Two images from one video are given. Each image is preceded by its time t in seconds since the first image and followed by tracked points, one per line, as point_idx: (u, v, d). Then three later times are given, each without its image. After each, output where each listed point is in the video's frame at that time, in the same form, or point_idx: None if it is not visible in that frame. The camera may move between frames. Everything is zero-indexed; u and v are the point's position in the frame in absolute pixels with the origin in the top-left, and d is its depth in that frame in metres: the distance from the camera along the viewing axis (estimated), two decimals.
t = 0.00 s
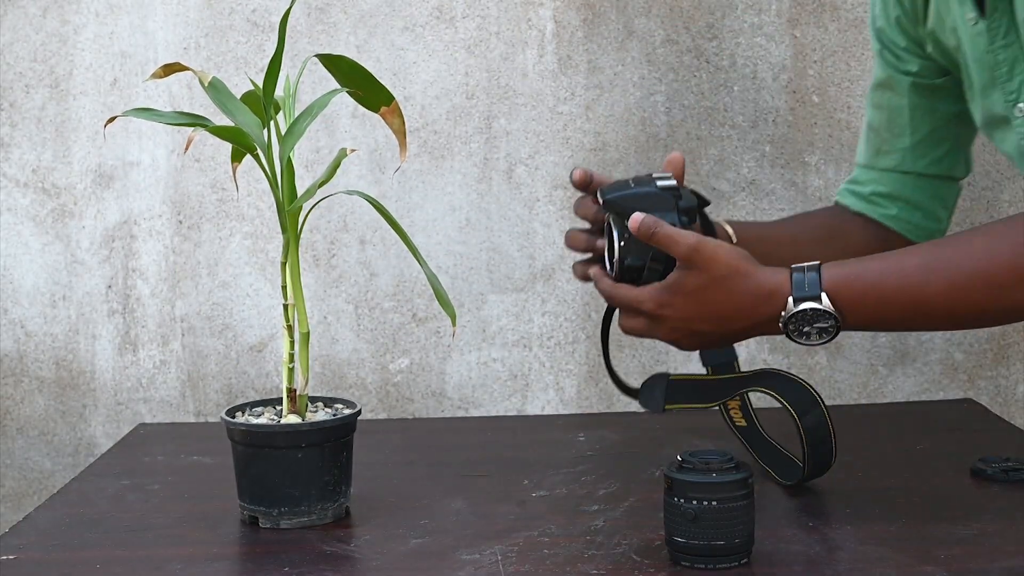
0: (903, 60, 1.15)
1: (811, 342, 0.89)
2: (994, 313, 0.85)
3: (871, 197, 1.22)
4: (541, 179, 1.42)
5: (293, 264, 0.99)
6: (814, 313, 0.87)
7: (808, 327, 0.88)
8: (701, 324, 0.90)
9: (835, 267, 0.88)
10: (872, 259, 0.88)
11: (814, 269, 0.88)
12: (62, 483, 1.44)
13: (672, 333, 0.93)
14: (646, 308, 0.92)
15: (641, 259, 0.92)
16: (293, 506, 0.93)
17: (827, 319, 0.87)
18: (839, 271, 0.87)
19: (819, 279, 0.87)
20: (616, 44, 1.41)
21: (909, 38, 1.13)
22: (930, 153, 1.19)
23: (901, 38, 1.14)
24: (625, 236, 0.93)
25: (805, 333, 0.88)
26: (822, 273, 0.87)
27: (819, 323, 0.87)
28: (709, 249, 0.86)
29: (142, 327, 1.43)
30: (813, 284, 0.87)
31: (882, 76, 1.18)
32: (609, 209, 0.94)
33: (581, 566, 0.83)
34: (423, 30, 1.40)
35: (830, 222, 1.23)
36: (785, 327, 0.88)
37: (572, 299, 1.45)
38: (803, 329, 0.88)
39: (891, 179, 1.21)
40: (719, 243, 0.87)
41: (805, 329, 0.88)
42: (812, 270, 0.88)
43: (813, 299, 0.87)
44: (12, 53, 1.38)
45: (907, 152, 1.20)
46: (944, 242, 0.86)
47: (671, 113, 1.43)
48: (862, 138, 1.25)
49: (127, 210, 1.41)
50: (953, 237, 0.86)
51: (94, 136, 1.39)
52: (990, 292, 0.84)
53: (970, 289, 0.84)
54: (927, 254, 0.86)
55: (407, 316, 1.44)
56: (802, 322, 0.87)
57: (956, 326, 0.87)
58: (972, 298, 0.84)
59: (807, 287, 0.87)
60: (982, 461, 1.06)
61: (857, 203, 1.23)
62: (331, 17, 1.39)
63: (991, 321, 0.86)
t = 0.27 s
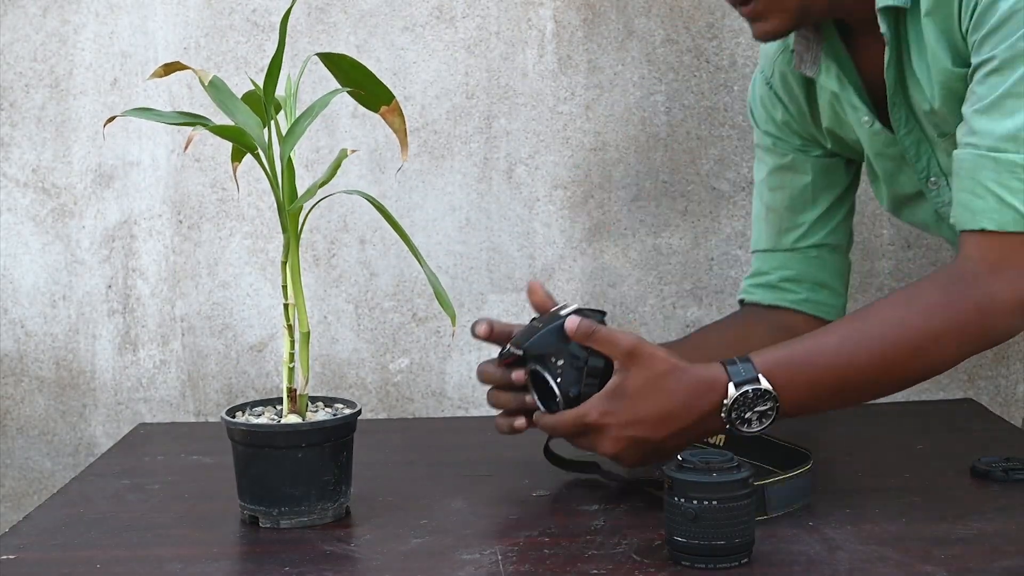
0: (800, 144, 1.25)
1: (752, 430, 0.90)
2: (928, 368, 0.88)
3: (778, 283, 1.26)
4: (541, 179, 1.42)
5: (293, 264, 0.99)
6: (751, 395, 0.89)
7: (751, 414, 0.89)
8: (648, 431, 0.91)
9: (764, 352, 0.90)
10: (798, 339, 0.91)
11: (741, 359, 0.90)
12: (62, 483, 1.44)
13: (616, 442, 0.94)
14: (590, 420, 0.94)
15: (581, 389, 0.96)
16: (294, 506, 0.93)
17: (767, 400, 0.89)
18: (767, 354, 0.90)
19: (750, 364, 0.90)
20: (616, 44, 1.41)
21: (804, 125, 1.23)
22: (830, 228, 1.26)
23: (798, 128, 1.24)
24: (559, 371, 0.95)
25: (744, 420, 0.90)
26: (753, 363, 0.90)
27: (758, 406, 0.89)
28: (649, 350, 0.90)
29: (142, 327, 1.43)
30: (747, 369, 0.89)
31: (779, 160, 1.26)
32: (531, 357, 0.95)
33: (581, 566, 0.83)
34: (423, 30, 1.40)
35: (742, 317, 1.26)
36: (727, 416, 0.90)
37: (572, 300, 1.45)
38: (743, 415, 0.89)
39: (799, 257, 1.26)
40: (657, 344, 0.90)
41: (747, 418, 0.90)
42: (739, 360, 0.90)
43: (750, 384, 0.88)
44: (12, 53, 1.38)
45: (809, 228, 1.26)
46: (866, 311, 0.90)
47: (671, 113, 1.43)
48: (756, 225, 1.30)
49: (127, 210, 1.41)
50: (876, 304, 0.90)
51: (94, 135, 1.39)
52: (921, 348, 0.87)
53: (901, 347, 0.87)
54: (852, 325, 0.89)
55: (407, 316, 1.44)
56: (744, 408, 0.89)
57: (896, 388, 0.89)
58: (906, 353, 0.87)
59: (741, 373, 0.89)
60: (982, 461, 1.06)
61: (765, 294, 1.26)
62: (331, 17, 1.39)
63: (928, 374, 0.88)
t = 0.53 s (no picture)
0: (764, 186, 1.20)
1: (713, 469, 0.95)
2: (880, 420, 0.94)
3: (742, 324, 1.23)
4: (541, 179, 1.42)
5: (293, 265, 0.99)
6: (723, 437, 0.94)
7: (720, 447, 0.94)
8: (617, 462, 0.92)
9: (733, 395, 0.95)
10: (766, 386, 0.96)
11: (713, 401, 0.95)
12: (62, 483, 1.44)
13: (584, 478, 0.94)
14: (556, 455, 0.94)
15: (545, 412, 0.96)
16: (294, 505, 0.93)
17: (737, 443, 0.94)
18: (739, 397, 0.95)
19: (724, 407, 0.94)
20: (616, 44, 1.41)
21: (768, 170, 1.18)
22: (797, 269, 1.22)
23: (763, 172, 1.19)
24: (524, 392, 0.96)
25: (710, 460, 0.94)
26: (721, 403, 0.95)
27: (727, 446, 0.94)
28: (618, 380, 0.93)
29: (142, 327, 1.43)
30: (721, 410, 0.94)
31: (741, 203, 1.21)
32: (497, 372, 0.96)
33: (581, 566, 0.83)
34: (423, 30, 1.40)
35: (698, 362, 1.23)
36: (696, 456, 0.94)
37: (572, 300, 1.45)
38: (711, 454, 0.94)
39: (765, 298, 1.22)
40: (625, 376, 0.94)
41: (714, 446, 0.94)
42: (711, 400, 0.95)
43: (723, 426, 0.93)
44: (12, 53, 1.38)
45: (772, 270, 1.22)
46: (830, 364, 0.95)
47: (671, 113, 1.43)
48: (717, 265, 1.26)
49: (127, 210, 1.41)
50: (839, 357, 0.96)
51: (94, 136, 1.39)
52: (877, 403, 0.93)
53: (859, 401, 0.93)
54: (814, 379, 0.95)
55: (407, 316, 1.44)
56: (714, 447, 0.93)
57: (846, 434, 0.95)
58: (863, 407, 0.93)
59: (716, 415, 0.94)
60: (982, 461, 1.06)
61: (729, 335, 1.23)
62: (331, 17, 1.39)
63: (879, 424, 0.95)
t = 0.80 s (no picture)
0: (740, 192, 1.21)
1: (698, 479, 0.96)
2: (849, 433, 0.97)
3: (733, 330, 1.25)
4: (541, 179, 1.42)
5: (293, 264, 0.99)
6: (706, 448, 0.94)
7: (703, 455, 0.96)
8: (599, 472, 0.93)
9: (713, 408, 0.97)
10: (745, 399, 0.98)
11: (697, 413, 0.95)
12: (62, 484, 1.44)
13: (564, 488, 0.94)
14: (537, 465, 0.94)
15: (527, 418, 0.97)
16: (294, 506, 0.93)
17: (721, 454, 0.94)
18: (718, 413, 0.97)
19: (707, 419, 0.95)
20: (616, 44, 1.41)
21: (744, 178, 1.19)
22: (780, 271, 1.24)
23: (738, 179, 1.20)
24: (507, 396, 0.97)
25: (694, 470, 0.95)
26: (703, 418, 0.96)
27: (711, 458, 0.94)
28: (599, 390, 0.94)
29: (142, 328, 1.43)
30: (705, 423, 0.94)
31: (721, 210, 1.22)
32: (485, 374, 0.98)
33: (581, 566, 0.83)
34: (423, 30, 1.40)
35: (693, 362, 1.25)
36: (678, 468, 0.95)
37: (572, 300, 1.45)
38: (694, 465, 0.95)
39: (755, 302, 1.24)
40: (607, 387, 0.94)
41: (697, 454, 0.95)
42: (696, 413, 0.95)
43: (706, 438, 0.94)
44: (12, 53, 1.38)
45: (758, 273, 1.24)
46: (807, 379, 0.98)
47: (671, 113, 1.43)
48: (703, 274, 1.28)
49: (127, 210, 1.41)
50: (816, 369, 0.98)
51: (94, 136, 1.39)
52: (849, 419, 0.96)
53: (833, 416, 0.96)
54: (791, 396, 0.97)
55: (407, 316, 1.44)
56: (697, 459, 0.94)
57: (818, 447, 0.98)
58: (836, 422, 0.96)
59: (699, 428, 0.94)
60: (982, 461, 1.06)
61: (720, 339, 1.25)
62: (331, 17, 1.39)
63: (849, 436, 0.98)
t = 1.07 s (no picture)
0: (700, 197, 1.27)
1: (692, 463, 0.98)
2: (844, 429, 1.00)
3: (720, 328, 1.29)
4: (541, 179, 1.42)
5: (293, 264, 0.99)
6: (707, 432, 0.97)
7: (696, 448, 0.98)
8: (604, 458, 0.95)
9: (716, 393, 0.99)
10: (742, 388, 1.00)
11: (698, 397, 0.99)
12: (62, 484, 1.44)
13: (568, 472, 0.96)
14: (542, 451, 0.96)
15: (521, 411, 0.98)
16: (294, 506, 0.93)
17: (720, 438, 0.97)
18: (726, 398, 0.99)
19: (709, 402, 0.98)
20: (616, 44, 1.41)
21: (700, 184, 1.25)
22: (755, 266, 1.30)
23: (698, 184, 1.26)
24: (501, 391, 0.97)
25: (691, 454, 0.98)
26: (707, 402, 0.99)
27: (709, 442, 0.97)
28: (603, 378, 0.94)
29: (142, 328, 1.43)
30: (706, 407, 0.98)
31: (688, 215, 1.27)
32: (477, 370, 0.97)
33: (581, 566, 0.83)
34: (423, 30, 1.40)
35: (689, 360, 1.28)
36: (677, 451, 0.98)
37: (572, 300, 1.45)
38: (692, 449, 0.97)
39: (737, 299, 1.29)
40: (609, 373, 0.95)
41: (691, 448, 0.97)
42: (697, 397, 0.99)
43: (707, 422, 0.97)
44: (12, 53, 1.38)
45: (735, 269, 1.29)
46: (802, 373, 1.01)
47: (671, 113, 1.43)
48: (684, 278, 1.32)
49: (127, 210, 1.41)
50: (813, 366, 1.02)
51: (94, 135, 1.39)
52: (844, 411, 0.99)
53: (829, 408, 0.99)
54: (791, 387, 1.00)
55: (407, 316, 1.44)
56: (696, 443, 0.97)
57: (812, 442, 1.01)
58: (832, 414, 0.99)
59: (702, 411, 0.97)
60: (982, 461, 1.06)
61: (710, 340, 1.29)
62: (331, 17, 1.39)
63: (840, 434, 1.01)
